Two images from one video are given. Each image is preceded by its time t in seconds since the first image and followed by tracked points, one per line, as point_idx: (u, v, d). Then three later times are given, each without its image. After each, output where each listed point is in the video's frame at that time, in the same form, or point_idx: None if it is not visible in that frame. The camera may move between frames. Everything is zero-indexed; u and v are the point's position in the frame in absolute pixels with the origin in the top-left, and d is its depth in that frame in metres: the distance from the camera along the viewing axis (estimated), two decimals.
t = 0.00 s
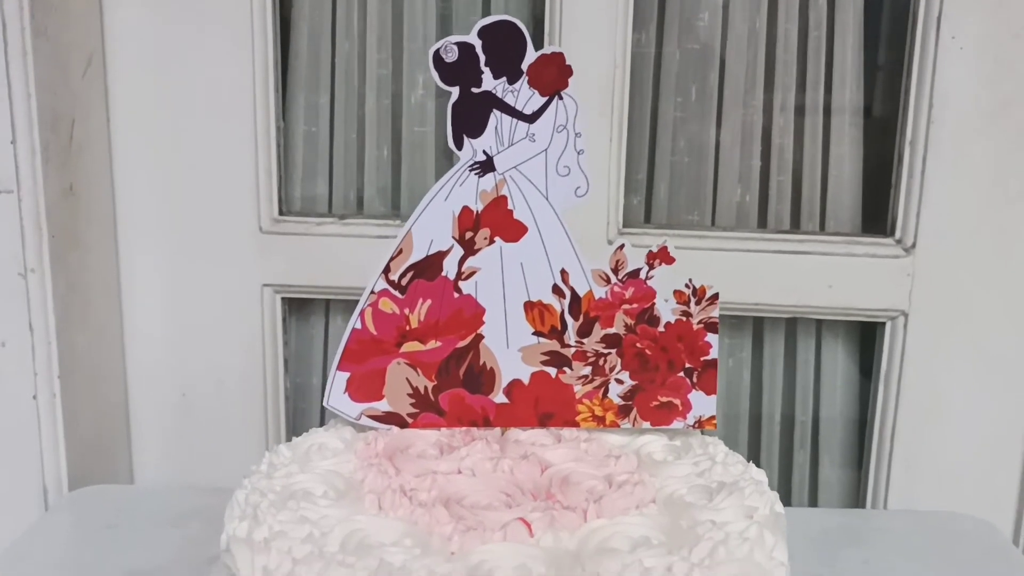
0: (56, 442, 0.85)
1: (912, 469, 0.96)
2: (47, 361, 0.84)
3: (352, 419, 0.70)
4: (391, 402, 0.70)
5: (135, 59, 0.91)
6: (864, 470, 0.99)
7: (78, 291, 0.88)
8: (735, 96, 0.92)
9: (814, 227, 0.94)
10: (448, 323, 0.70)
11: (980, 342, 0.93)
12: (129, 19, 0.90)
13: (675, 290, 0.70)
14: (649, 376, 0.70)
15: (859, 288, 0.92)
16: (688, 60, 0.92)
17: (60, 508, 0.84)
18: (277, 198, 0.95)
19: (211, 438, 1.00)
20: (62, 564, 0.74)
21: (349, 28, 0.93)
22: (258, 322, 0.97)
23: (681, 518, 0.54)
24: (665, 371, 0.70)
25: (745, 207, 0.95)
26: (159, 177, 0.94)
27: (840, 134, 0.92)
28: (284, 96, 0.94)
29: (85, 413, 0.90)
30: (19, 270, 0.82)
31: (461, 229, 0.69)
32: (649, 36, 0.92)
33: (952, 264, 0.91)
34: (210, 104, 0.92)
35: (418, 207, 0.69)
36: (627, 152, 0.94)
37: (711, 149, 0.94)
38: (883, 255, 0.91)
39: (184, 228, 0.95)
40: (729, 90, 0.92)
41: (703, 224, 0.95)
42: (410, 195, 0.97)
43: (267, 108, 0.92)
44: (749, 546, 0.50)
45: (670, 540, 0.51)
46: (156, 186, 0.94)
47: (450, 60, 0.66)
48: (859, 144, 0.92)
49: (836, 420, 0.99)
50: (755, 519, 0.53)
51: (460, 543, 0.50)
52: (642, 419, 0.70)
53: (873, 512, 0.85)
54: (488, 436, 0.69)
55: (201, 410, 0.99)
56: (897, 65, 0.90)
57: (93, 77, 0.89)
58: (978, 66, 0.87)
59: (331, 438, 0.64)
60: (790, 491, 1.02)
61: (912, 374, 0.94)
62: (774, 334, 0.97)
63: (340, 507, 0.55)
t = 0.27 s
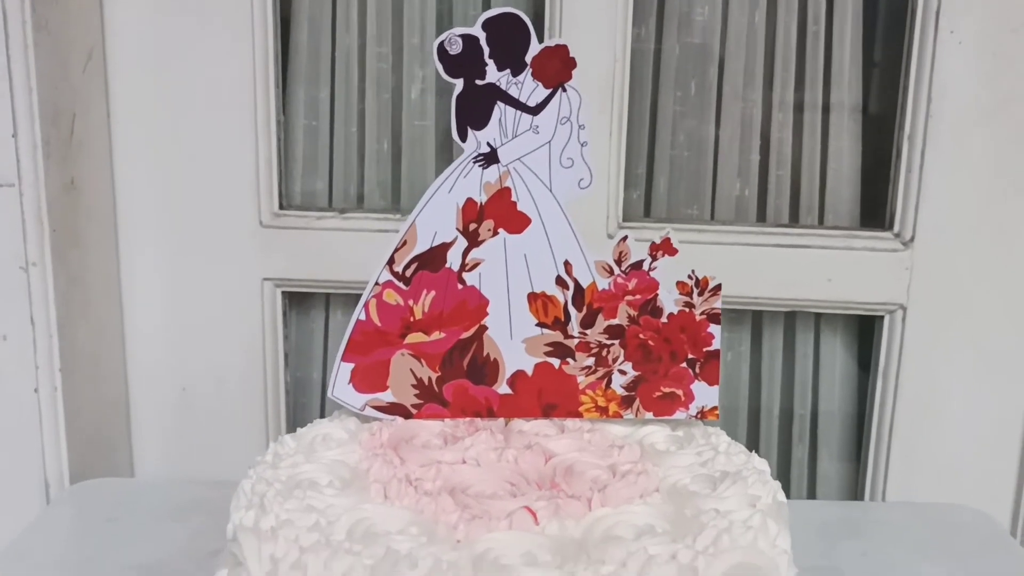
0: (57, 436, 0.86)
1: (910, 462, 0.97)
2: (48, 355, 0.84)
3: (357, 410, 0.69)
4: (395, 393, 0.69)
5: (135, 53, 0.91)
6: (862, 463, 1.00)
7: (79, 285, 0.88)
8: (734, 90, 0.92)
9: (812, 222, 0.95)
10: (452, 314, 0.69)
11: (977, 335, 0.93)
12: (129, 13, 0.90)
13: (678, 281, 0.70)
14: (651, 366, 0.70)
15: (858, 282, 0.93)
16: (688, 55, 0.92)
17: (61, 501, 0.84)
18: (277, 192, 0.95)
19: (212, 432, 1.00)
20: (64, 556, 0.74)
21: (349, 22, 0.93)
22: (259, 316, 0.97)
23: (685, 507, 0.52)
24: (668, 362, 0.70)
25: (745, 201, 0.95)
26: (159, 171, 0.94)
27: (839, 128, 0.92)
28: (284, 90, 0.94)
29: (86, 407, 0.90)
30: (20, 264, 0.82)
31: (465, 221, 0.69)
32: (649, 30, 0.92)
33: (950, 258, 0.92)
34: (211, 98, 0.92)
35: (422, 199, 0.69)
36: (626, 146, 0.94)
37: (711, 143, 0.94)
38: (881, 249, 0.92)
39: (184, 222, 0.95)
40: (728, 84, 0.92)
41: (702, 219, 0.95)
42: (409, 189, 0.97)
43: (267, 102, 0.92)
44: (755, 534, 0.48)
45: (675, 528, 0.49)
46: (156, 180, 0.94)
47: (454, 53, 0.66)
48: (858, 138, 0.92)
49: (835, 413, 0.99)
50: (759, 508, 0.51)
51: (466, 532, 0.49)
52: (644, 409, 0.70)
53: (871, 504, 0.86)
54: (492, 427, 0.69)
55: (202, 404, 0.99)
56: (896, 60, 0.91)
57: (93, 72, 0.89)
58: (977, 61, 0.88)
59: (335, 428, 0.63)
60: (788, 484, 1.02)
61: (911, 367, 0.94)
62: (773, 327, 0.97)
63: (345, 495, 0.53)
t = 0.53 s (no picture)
0: (59, 427, 0.86)
1: (907, 450, 0.97)
2: (50, 345, 0.84)
3: (363, 396, 0.69)
4: (401, 379, 0.69)
5: (135, 44, 0.91)
6: (859, 452, 1.00)
7: (80, 275, 0.88)
8: (733, 82, 0.93)
9: (811, 213, 0.95)
10: (458, 301, 0.69)
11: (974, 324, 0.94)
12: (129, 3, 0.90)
13: (682, 268, 0.70)
14: (656, 353, 0.70)
15: (856, 272, 0.93)
16: (687, 46, 0.92)
17: (63, 491, 0.84)
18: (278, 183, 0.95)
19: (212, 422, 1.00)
20: (67, 545, 0.74)
21: (349, 14, 0.94)
22: (259, 307, 0.97)
23: (690, 491, 0.52)
24: (672, 348, 0.70)
25: (743, 192, 0.95)
26: (159, 162, 0.94)
27: (837, 120, 0.93)
28: (284, 82, 0.95)
29: (87, 398, 0.90)
30: (22, 254, 0.82)
31: (471, 208, 0.68)
32: (648, 22, 0.92)
33: (947, 248, 0.93)
34: (211, 90, 0.92)
35: (428, 186, 0.68)
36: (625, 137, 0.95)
37: (710, 133, 0.94)
38: (880, 240, 0.93)
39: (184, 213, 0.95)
40: (727, 76, 0.93)
41: (701, 210, 0.96)
42: (409, 180, 0.97)
43: (267, 93, 0.92)
44: (760, 516, 0.48)
45: (682, 511, 0.49)
46: (156, 171, 0.94)
47: (460, 41, 0.65)
48: (856, 130, 0.93)
49: (832, 403, 1.00)
50: (764, 491, 0.51)
51: (475, 516, 0.49)
52: (649, 396, 0.70)
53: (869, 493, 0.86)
54: (497, 414, 0.69)
55: (202, 394, 1.00)
56: (894, 52, 0.91)
57: (93, 63, 0.89)
58: (974, 52, 0.88)
59: (341, 414, 0.62)
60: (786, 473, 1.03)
61: (908, 357, 0.95)
62: (771, 317, 0.98)
63: (355, 479, 0.53)
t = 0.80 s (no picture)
0: (62, 422, 0.86)
1: (904, 445, 0.98)
2: (53, 340, 0.84)
3: (369, 390, 0.69)
4: (406, 373, 0.69)
5: (136, 41, 0.91)
6: (856, 447, 1.01)
7: (82, 271, 0.88)
8: (732, 79, 0.93)
9: (809, 209, 0.96)
10: (463, 296, 0.69)
11: (971, 319, 0.95)
12: None
13: (685, 263, 0.70)
14: (659, 347, 0.70)
15: (854, 268, 0.94)
16: (686, 43, 0.93)
17: (66, 486, 0.84)
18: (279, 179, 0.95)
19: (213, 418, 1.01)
20: (71, 539, 0.75)
21: (349, 10, 0.94)
22: (260, 302, 0.97)
23: (694, 483, 0.52)
24: (675, 342, 0.70)
25: (742, 188, 0.96)
26: (160, 158, 0.94)
27: (835, 116, 0.93)
28: (284, 78, 0.95)
29: (89, 393, 0.90)
30: (24, 249, 0.83)
31: (476, 204, 0.69)
32: (648, 18, 0.92)
33: (944, 244, 0.93)
34: (212, 86, 0.93)
35: (433, 181, 0.68)
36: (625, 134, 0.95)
37: (709, 129, 0.95)
38: (878, 236, 0.93)
39: (185, 209, 0.95)
40: (726, 73, 0.93)
41: (700, 206, 0.96)
42: (409, 176, 0.98)
43: (268, 89, 0.93)
44: (764, 508, 0.48)
45: (686, 503, 0.50)
46: (157, 167, 0.94)
47: (466, 36, 0.65)
48: (854, 127, 0.94)
49: (830, 398, 1.01)
50: (766, 484, 0.51)
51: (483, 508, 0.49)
52: (652, 389, 0.70)
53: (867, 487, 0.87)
54: (501, 408, 0.69)
55: (203, 389, 1.00)
56: (892, 48, 0.92)
57: (94, 59, 0.90)
58: (972, 49, 0.89)
59: (347, 408, 0.62)
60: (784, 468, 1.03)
61: (905, 352, 0.96)
62: (769, 313, 0.98)
63: (362, 472, 0.53)
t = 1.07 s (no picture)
0: (65, 420, 0.87)
1: (900, 440, 0.99)
2: (56, 338, 0.85)
3: (374, 385, 0.69)
4: (412, 369, 0.69)
5: (138, 39, 0.92)
6: (853, 444, 1.02)
7: (85, 269, 0.88)
8: (730, 78, 0.94)
9: (807, 207, 0.96)
10: (468, 292, 0.69)
11: (967, 315, 0.95)
12: None
13: (687, 260, 0.70)
14: (662, 343, 0.71)
15: (852, 265, 0.95)
16: (685, 42, 0.93)
17: (69, 483, 0.85)
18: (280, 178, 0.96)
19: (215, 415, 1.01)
20: (76, 536, 0.75)
21: (350, 8, 0.94)
22: (261, 299, 0.98)
23: (696, 477, 0.53)
24: (677, 338, 0.71)
25: (740, 186, 0.96)
26: (161, 157, 0.94)
27: (833, 115, 0.94)
28: (285, 76, 0.95)
29: (92, 390, 0.91)
30: (27, 247, 0.83)
31: (480, 201, 0.68)
32: (647, 17, 0.93)
33: (940, 242, 0.94)
34: (213, 85, 0.93)
35: (438, 179, 0.68)
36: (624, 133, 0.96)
37: (707, 128, 0.95)
38: (875, 233, 0.94)
39: (186, 206, 0.96)
40: (725, 71, 0.94)
41: (698, 204, 0.97)
42: (409, 174, 0.98)
43: (269, 88, 0.93)
44: (765, 501, 0.49)
45: (689, 496, 0.50)
46: (158, 165, 0.95)
47: (471, 36, 0.65)
48: (852, 125, 0.94)
49: (827, 395, 1.01)
50: (767, 477, 0.52)
51: (490, 501, 0.49)
52: (654, 384, 0.70)
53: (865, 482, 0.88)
54: (505, 403, 0.69)
55: (205, 386, 1.00)
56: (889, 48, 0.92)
57: (97, 57, 0.90)
58: (968, 48, 0.90)
59: (354, 403, 0.62)
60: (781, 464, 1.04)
61: (902, 348, 0.96)
62: (767, 310, 0.99)
63: (370, 465, 0.53)
